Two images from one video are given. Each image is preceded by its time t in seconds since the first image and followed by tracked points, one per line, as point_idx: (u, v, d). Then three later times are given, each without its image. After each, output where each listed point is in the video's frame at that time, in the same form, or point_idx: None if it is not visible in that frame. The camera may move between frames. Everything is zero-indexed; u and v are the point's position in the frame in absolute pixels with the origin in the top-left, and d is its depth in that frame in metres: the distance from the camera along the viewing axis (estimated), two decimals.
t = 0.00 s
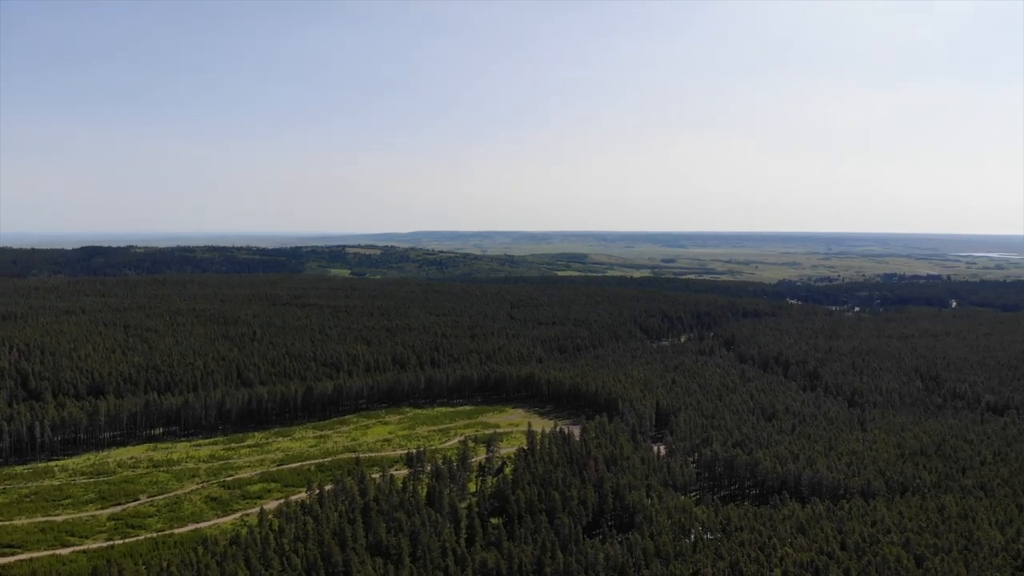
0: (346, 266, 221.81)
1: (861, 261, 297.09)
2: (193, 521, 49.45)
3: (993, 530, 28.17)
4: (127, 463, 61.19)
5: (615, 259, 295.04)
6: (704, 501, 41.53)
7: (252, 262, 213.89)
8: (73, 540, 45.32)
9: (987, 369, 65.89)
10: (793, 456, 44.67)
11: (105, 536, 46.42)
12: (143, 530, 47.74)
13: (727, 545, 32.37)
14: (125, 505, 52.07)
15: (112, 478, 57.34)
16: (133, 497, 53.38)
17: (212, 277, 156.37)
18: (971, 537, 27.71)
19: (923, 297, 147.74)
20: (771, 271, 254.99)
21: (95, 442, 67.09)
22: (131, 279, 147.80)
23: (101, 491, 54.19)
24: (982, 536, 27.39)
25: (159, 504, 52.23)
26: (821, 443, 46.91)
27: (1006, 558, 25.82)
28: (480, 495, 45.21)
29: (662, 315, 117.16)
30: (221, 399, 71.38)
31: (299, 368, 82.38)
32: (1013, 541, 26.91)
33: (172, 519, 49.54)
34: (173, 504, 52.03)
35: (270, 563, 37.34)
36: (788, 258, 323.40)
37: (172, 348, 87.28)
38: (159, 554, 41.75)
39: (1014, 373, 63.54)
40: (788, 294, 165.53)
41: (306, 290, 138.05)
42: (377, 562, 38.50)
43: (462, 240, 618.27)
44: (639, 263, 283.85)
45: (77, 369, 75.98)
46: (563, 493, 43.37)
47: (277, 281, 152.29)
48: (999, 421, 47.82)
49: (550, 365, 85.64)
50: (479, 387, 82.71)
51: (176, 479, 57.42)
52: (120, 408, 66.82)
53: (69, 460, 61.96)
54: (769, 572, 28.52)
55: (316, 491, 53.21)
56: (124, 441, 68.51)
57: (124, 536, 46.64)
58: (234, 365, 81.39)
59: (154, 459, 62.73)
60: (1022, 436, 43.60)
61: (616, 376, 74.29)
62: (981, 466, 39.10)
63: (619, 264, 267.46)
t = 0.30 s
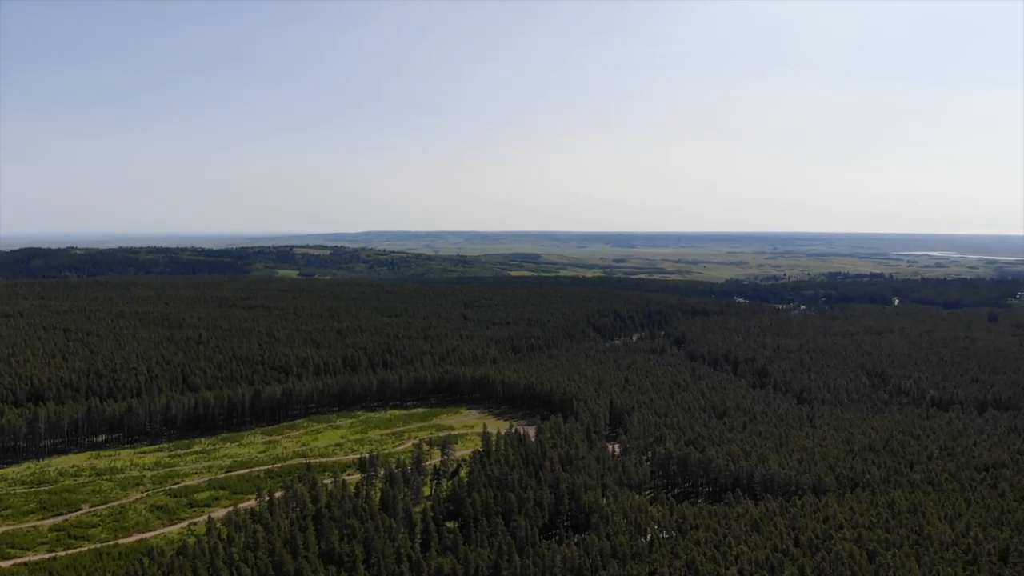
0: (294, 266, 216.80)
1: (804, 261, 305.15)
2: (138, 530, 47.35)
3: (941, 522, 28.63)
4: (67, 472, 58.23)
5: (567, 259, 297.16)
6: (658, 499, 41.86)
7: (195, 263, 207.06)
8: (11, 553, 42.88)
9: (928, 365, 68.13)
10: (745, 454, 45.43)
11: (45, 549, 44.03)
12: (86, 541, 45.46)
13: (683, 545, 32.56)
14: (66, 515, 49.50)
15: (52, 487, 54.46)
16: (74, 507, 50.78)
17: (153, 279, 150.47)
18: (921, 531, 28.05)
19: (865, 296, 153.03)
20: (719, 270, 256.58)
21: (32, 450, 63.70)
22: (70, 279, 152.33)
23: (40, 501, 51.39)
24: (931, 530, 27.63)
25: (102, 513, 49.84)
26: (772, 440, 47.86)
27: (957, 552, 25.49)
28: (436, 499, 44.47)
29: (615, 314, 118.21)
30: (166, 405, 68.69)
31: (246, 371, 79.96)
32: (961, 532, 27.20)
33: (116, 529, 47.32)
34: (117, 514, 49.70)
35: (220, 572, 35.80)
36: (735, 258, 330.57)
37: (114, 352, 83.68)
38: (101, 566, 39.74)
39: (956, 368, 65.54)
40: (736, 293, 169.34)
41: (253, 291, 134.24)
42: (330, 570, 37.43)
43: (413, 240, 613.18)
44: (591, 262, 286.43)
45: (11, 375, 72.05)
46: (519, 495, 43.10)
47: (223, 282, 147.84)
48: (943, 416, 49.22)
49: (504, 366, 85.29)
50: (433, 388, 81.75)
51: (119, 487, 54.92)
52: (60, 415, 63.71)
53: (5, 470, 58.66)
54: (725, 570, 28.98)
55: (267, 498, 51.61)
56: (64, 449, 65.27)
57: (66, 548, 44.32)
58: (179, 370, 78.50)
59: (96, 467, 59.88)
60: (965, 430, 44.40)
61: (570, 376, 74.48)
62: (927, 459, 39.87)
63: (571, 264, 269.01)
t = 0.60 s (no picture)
0: (261, 267, 212.95)
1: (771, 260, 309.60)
2: (103, 538, 45.79)
3: (913, 520, 28.91)
4: (28, 479, 56.15)
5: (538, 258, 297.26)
6: (631, 499, 41.79)
7: (158, 265, 202.07)
8: None
9: (895, 363, 69.35)
10: (717, 452, 45.62)
11: (5, 558, 42.30)
12: (48, 550, 43.81)
13: (658, 546, 32.43)
14: (28, 523, 47.66)
15: (13, 494, 52.45)
16: (35, 515, 48.92)
17: (115, 280, 146.39)
18: (893, 529, 28.26)
19: (831, 294, 155.87)
20: (685, 270, 255.79)
21: None
22: (30, 279, 158.68)
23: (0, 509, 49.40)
24: (904, 527, 27.85)
25: (65, 521, 48.10)
26: (743, 438, 48.22)
27: (928, 549, 25.76)
28: (408, 502, 43.77)
29: (586, 314, 118.40)
30: (131, 409, 66.71)
31: (212, 374, 78.09)
32: (932, 529, 27.45)
33: (79, 537, 45.70)
34: (81, 521, 48.00)
35: None
36: (703, 257, 334.03)
37: (76, 355, 81.08)
38: None
39: (922, 365, 66.72)
40: (705, 292, 171.20)
41: (218, 293, 131.33)
42: None
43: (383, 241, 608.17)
44: (561, 262, 287.12)
45: None
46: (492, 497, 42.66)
47: (188, 283, 144.48)
48: (910, 413, 50.05)
49: (475, 367, 84.72)
50: (404, 390, 80.81)
51: (83, 494, 53.09)
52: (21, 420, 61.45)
53: None
54: (700, 569, 29.00)
55: (235, 503, 50.31)
56: (26, 455, 62.96)
57: (28, 557, 42.64)
58: (143, 373, 76.37)
59: (59, 473, 57.85)
60: (932, 427, 45.06)
61: (541, 376, 74.26)
62: (896, 457, 40.36)
63: (542, 264, 269.16)
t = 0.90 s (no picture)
0: (226, 269, 208.76)
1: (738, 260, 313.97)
2: (66, 546, 44.12)
3: (884, 518, 29.18)
4: None
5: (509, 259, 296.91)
6: (605, 500, 41.60)
7: (119, 266, 196.75)
8: None
9: (863, 361, 70.50)
10: (689, 452, 45.68)
11: None
12: (7, 560, 42.04)
13: (633, 547, 32.21)
14: None
15: None
16: None
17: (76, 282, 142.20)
18: (865, 527, 28.49)
19: (798, 293, 158.43)
20: (655, 271, 256.54)
21: None
22: None
23: None
24: (876, 526, 28.08)
25: (25, 529, 46.26)
26: (715, 437, 48.47)
27: (900, 547, 26.02)
28: (379, 506, 42.95)
29: (558, 314, 118.44)
30: (95, 413, 64.60)
31: (178, 378, 76.14)
32: (904, 527, 27.68)
33: (40, 546, 43.99)
34: (42, 530, 46.20)
35: None
36: (671, 257, 337.05)
37: (36, 358, 78.35)
38: None
39: (889, 363, 67.90)
40: (675, 292, 172.66)
41: (183, 294, 128.33)
42: None
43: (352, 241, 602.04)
44: (532, 262, 287.28)
45: None
46: (465, 500, 42.12)
47: (151, 284, 140.87)
48: (878, 411, 50.81)
49: (447, 368, 83.95)
50: (374, 392, 79.74)
51: (44, 501, 51.15)
52: None
53: None
54: (675, 570, 28.91)
55: (202, 509, 48.91)
56: None
57: None
58: (106, 377, 74.10)
59: (19, 480, 55.71)
60: (901, 424, 45.77)
61: (514, 377, 73.89)
62: (866, 455, 40.84)
63: (512, 264, 268.84)
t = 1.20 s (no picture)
0: (195, 270, 204.62)
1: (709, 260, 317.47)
2: (30, 556, 42.55)
3: (860, 517, 29.42)
4: None
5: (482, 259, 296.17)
6: (582, 502, 41.37)
7: (83, 267, 191.73)
8: None
9: (834, 360, 71.51)
10: (664, 452, 45.68)
11: None
12: None
13: (611, 549, 31.97)
14: None
15: None
16: None
17: (38, 283, 138.11)
18: (842, 527, 28.70)
19: (769, 292, 160.50)
20: (628, 271, 257.63)
21: None
22: None
23: None
24: (853, 525, 28.30)
25: None
26: (689, 437, 48.61)
27: (877, 546, 26.21)
28: (353, 511, 42.12)
29: (532, 314, 118.26)
30: (60, 418, 62.65)
31: (146, 381, 74.24)
32: (879, 526, 27.94)
33: (3, 555, 42.37)
34: (5, 539, 44.53)
35: None
36: (644, 258, 339.22)
37: None
38: None
39: (861, 362, 68.91)
40: (648, 292, 173.55)
41: (151, 296, 125.47)
42: None
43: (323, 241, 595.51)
44: (505, 262, 286.93)
45: None
46: (441, 504, 41.55)
47: (117, 286, 137.44)
48: (851, 409, 51.47)
49: (421, 370, 83.12)
50: (347, 395, 78.67)
51: (7, 509, 49.34)
52: None
53: None
54: (653, 572, 28.76)
55: (172, 515, 47.57)
56: None
57: None
58: (72, 381, 71.95)
59: None
60: (873, 423, 46.39)
61: (489, 378, 73.40)
62: (840, 453, 41.25)
63: (486, 265, 268.08)
